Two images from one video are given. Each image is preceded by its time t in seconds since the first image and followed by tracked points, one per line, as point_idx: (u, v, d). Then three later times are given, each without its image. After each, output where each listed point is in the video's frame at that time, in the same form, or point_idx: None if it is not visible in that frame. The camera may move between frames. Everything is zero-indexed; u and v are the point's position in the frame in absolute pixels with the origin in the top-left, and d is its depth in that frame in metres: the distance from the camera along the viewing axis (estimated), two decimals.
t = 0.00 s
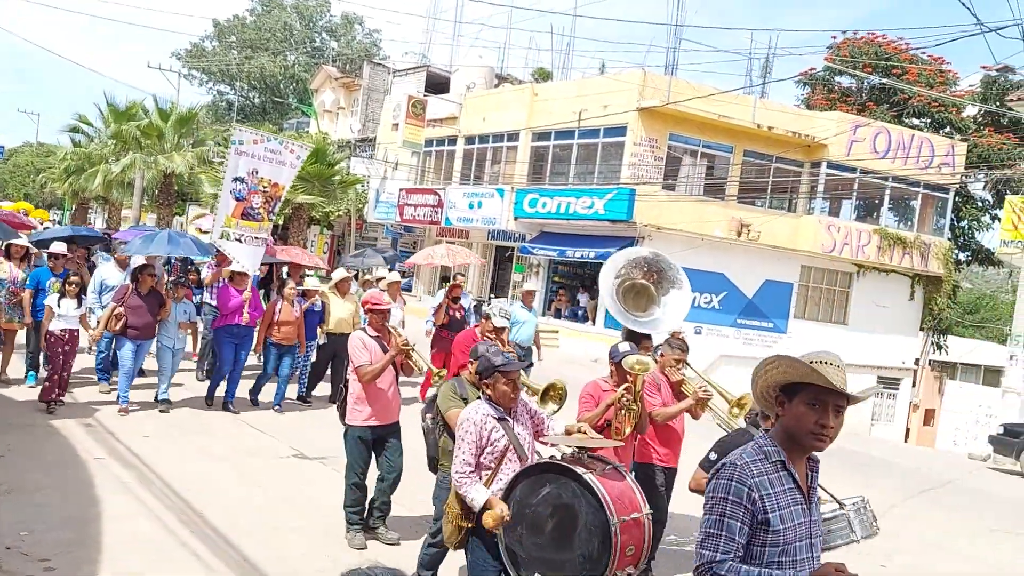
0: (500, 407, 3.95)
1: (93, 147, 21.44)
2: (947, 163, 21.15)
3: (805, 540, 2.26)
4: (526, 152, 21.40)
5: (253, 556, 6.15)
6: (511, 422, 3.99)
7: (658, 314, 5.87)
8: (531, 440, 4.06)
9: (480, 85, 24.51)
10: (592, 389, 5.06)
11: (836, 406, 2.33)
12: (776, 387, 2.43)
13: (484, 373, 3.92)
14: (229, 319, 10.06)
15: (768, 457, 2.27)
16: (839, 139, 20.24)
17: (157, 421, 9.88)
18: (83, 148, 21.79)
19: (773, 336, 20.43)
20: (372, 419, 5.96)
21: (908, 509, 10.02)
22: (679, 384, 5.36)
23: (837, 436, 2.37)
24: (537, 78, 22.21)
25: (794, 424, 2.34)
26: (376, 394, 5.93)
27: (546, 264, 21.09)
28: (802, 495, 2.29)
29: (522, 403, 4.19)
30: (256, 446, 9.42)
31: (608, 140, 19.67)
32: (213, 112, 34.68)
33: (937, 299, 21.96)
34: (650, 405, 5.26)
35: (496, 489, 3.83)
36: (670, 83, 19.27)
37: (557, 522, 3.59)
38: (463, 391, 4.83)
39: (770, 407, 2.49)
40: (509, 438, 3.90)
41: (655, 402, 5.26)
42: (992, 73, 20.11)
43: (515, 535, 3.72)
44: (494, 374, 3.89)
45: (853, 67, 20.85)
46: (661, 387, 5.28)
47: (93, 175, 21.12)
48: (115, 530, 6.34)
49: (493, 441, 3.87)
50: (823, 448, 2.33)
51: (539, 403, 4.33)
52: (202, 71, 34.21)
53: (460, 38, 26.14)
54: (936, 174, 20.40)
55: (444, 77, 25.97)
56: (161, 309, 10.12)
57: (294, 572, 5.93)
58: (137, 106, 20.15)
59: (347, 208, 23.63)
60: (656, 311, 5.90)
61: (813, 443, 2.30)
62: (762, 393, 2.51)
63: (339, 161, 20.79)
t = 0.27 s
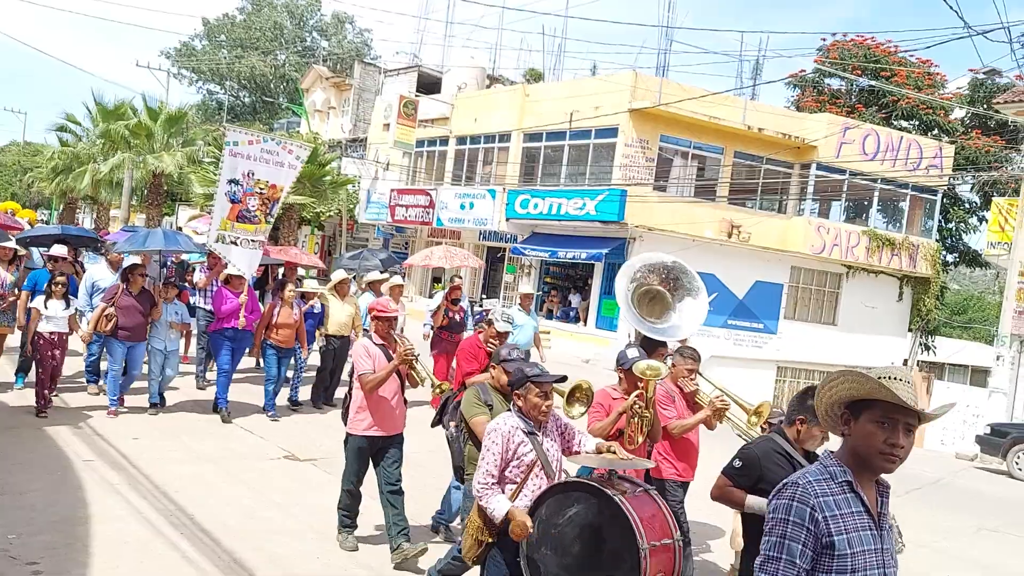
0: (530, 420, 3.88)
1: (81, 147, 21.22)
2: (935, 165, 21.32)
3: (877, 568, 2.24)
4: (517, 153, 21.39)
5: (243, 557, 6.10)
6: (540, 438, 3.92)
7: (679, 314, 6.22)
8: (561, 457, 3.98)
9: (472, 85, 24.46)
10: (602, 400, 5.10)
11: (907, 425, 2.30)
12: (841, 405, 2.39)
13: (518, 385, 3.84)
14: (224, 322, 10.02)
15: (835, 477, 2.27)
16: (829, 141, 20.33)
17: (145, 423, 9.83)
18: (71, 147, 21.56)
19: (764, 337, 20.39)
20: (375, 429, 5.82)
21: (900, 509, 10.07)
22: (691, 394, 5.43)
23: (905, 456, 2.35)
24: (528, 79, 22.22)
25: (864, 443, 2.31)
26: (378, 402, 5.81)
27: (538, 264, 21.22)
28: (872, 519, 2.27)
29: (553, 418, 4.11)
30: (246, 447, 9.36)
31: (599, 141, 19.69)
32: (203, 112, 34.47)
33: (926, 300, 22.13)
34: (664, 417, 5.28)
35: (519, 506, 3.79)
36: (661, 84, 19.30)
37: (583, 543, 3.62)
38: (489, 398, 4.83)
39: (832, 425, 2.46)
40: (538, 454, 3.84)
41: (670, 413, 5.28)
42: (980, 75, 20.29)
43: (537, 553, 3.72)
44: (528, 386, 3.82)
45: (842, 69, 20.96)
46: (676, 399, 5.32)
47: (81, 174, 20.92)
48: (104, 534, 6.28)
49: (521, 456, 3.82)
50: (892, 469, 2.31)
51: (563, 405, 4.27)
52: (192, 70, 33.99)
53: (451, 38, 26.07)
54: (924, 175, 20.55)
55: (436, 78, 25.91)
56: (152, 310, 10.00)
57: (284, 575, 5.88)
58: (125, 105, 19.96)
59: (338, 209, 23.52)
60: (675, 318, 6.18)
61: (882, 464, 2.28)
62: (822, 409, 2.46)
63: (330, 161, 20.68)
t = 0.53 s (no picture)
0: (568, 422, 4.12)
1: (71, 145, 21.10)
2: (924, 163, 21.47)
3: (934, 573, 2.36)
4: (509, 151, 21.42)
5: (232, 556, 6.15)
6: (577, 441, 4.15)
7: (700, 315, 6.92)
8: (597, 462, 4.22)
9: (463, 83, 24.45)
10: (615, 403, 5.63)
11: (971, 433, 2.40)
12: (902, 408, 2.52)
13: (556, 388, 4.09)
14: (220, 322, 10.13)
15: (891, 484, 2.40)
16: (819, 139, 20.40)
17: (135, 422, 9.86)
18: (60, 145, 21.44)
19: (755, 335, 20.39)
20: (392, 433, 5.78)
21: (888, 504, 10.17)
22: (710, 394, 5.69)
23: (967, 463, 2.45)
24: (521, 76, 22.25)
25: (924, 449, 2.43)
26: (392, 407, 5.77)
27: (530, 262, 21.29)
28: (932, 528, 2.39)
29: (593, 422, 4.34)
30: (238, 446, 9.41)
31: (591, 138, 19.72)
32: (193, 110, 34.36)
33: (914, 297, 22.28)
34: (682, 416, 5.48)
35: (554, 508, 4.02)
36: (652, 82, 19.35)
37: (612, 549, 3.76)
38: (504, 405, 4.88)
39: (895, 430, 2.59)
40: (572, 457, 4.07)
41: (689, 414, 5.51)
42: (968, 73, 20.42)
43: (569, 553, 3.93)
44: (568, 386, 4.05)
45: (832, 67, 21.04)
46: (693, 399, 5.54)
47: (71, 172, 20.82)
48: (94, 532, 6.31)
49: (555, 457, 4.06)
50: (954, 476, 2.42)
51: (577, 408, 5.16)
52: (182, 67, 33.86)
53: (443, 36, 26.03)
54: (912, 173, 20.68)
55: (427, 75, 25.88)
56: (146, 310, 10.05)
57: (273, 573, 5.94)
58: (115, 102, 19.86)
59: (330, 207, 23.49)
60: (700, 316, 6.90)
61: (943, 471, 2.39)
62: (884, 412, 2.60)
63: (321, 158, 20.65)
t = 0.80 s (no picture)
0: (595, 429, 3.88)
1: (67, 141, 20.85)
2: (921, 160, 21.66)
3: None
4: (509, 148, 21.37)
5: (231, 556, 6.11)
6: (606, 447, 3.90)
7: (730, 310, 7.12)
8: (626, 471, 3.97)
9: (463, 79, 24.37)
10: (639, 410, 5.22)
11: None
12: (974, 426, 2.43)
13: (582, 392, 3.87)
14: (226, 322, 9.99)
15: (966, 508, 2.30)
16: (819, 136, 20.51)
17: (134, 424, 9.75)
18: (56, 141, 21.20)
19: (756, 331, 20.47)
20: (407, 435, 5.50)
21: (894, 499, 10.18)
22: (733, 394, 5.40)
23: None
24: (521, 73, 22.20)
25: (998, 468, 2.33)
26: (408, 405, 5.51)
27: (529, 260, 21.18)
28: (1008, 550, 2.29)
29: (620, 430, 4.11)
30: (236, 445, 9.36)
31: (591, 135, 19.69)
32: (191, 107, 34.21)
33: (913, 293, 22.38)
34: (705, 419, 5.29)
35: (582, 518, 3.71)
36: (652, 78, 19.36)
37: (649, 561, 3.42)
38: (529, 414, 4.47)
39: (966, 445, 2.50)
40: (602, 464, 3.82)
41: (712, 416, 5.30)
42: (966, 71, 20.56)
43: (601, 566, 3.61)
44: (593, 391, 3.83)
45: (832, 64, 21.01)
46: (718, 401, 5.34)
47: (67, 170, 20.59)
48: (89, 532, 6.23)
49: (584, 464, 3.79)
50: None
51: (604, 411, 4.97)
52: (180, 63, 33.70)
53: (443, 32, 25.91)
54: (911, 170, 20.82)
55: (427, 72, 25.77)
56: (153, 311, 9.91)
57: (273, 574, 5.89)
58: (112, 99, 19.63)
59: (330, 204, 23.36)
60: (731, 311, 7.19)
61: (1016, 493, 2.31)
62: (955, 428, 2.51)
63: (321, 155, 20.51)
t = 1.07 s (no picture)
0: (632, 445, 3.49)
1: (77, 138, 20.72)
2: (930, 156, 21.79)
3: None
4: (521, 144, 21.33)
5: (245, 554, 5.97)
6: (650, 466, 3.51)
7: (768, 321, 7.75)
8: (673, 486, 3.59)
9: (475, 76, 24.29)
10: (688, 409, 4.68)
11: None
12: None
13: (618, 409, 3.44)
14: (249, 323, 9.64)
15: None
16: (829, 132, 20.58)
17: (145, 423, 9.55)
18: (65, 139, 21.06)
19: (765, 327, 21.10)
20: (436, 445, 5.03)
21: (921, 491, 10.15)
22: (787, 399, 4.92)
23: None
24: (532, 70, 22.17)
25: None
26: (434, 414, 5.03)
27: (540, 258, 21.15)
28: None
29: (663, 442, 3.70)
30: (249, 442, 9.18)
31: (603, 132, 19.66)
32: (202, 103, 34.21)
33: (923, 288, 22.53)
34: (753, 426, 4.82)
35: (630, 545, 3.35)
36: (665, 75, 19.34)
37: None
38: (569, 411, 3.99)
39: None
40: (647, 486, 3.43)
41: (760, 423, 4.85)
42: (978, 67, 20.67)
43: None
44: (626, 405, 3.42)
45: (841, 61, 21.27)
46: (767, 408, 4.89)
47: (77, 167, 20.48)
48: (97, 535, 6.02)
49: (628, 489, 3.41)
50: None
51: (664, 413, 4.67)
52: (191, 60, 33.70)
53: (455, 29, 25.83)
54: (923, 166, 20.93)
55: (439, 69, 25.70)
56: (172, 309, 9.46)
57: None
58: (122, 95, 19.47)
59: (341, 201, 23.30)
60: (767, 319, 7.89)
61: None
62: None
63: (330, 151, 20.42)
